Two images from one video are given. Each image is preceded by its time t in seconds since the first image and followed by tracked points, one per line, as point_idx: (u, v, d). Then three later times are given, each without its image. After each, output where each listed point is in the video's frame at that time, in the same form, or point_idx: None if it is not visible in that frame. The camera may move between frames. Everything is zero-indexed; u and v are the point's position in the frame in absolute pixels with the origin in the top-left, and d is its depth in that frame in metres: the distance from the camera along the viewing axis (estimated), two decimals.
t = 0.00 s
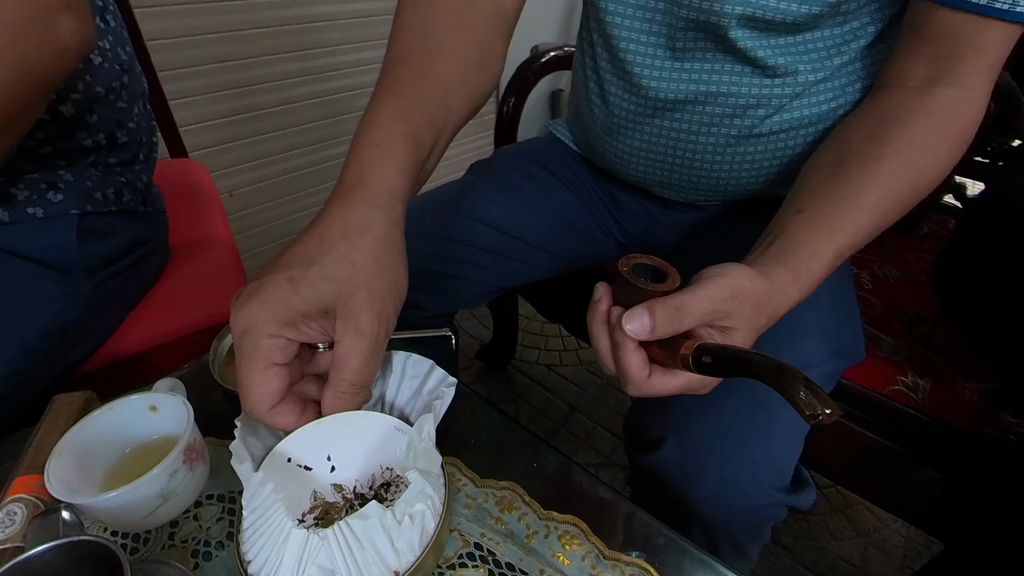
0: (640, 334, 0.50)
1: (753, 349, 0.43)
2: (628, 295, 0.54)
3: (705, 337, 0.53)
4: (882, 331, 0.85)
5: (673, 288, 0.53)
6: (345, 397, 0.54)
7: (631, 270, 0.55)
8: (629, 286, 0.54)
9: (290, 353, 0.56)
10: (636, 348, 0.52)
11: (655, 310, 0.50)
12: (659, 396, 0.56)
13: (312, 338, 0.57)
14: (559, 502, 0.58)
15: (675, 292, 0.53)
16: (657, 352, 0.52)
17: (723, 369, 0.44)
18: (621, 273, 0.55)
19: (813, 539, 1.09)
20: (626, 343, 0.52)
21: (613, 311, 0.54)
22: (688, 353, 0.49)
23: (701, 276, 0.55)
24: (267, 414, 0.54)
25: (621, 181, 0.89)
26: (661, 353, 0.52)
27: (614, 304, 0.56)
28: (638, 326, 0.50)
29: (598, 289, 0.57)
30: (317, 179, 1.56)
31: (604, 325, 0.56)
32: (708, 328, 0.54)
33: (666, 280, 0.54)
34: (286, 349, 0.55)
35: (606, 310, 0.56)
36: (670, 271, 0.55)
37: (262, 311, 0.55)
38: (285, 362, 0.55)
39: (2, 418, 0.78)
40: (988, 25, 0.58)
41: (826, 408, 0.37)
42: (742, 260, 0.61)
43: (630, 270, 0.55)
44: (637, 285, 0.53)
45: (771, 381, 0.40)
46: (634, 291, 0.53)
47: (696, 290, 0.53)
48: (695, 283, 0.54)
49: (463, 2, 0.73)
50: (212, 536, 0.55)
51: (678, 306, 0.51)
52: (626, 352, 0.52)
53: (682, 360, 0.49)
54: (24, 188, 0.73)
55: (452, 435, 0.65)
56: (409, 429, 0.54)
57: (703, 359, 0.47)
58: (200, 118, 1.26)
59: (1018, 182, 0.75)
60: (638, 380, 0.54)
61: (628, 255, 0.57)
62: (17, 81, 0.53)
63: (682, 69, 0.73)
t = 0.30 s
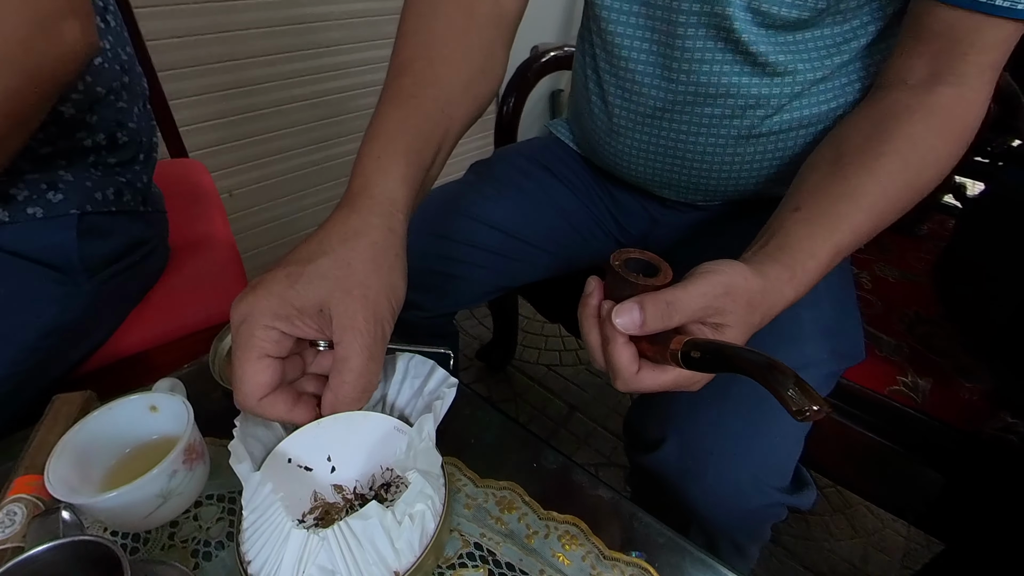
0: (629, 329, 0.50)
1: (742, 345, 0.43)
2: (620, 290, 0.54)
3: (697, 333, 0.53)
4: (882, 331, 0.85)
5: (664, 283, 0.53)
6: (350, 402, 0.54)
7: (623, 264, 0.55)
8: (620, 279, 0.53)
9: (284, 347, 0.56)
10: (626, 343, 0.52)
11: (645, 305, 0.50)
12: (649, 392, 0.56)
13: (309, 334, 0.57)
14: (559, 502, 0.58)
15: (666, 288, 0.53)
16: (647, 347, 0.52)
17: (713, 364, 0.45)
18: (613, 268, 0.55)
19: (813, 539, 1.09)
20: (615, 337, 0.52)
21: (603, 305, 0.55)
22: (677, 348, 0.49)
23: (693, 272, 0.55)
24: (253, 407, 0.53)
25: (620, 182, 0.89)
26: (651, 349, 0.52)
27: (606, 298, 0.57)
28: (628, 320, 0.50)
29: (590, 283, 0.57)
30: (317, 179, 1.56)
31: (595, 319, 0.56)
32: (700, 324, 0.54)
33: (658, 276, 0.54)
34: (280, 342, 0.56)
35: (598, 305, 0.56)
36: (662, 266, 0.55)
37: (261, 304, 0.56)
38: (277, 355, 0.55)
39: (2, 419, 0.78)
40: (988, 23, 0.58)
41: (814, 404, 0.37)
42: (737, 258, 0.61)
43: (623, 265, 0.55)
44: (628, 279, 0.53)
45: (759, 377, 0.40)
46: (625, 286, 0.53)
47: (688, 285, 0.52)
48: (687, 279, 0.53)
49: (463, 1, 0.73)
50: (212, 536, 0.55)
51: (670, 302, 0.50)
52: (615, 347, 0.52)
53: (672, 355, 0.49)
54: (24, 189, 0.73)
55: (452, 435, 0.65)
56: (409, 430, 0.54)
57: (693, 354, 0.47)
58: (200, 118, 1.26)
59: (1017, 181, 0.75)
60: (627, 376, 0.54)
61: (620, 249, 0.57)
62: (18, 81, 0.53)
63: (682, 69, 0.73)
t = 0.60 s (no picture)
0: (630, 326, 0.50)
1: (742, 342, 0.43)
2: (620, 288, 0.54)
3: (697, 331, 0.53)
4: (882, 331, 0.85)
5: (663, 280, 0.53)
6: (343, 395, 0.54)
7: (621, 262, 0.55)
8: (619, 277, 0.54)
9: (287, 341, 0.57)
10: (626, 340, 0.52)
11: (645, 302, 0.50)
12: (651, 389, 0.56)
13: (309, 330, 0.58)
14: (559, 502, 0.58)
15: (666, 285, 0.53)
16: (646, 345, 0.52)
17: (713, 362, 0.44)
18: (612, 265, 0.55)
19: (813, 539, 1.09)
20: (615, 334, 0.52)
21: (601, 303, 0.55)
22: (677, 346, 0.49)
23: (693, 270, 0.55)
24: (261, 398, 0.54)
25: (621, 182, 0.89)
26: (652, 346, 0.52)
27: (604, 296, 0.57)
28: (627, 318, 0.49)
29: (587, 280, 0.57)
30: (317, 179, 1.56)
31: (593, 316, 0.57)
32: (701, 322, 0.54)
33: (657, 273, 0.54)
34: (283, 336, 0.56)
35: (596, 302, 0.57)
36: (661, 262, 0.55)
37: (261, 299, 0.57)
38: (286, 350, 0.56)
39: (2, 419, 0.78)
40: (989, 19, 0.58)
41: (817, 401, 0.37)
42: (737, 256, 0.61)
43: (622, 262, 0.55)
44: (625, 276, 0.53)
45: (761, 374, 0.40)
46: (625, 282, 0.53)
47: (689, 283, 0.52)
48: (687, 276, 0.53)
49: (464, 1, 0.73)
50: (212, 536, 0.55)
51: (670, 299, 0.50)
52: (615, 345, 0.52)
53: (671, 353, 0.49)
54: (24, 189, 0.73)
55: (452, 435, 0.65)
56: (409, 430, 0.54)
57: (694, 352, 0.47)
58: (200, 118, 1.26)
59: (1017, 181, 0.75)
60: (626, 374, 0.54)
61: (620, 247, 0.57)
62: (18, 81, 0.53)
63: (682, 68, 0.73)
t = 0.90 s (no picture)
0: (629, 332, 0.50)
1: (743, 352, 0.43)
2: (617, 291, 0.54)
3: (696, 335, 0.54)
4: (882, 332, 0.84)
5: (661, 285, 0.53)
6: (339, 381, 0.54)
7: (619, 265, 0.55)
8: (616, 281, 0.53)
9: (282, 334, 0.57)
10: (626, 346, 0.53)
11: (644, 308, 0.50)
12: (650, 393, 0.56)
13: (303, 320, 0.58)
14: (559, 502, 0.58)
15: (665, 289, 0.53)
16: (646, 351, 0.52)
17: (714, 370, 0.44)
18: (610, 269, 0.55)
19: (813, 539, 1.09)
20: (614, 340, 0.52)
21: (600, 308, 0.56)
22: (677, 353, 0.49)
23: (691, 274, 0.55)
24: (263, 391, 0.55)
25: (621, 182, 0.89)
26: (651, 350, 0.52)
27: (601, 299, 0.57)
28: (626, 324, 0.49)
29: (585, 284, 0.58)
30: (317, 179, 1.56)
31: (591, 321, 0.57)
32: (699, 327, 0.54)
33: (655, 277, 0.54)
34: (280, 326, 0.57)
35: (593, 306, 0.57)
36: (660, 266, 0.55)
37: (252, 294, 0.57)
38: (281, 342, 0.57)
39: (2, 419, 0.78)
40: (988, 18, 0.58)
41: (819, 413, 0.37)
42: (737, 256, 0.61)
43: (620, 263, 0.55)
44: (623, 278, 0.53)
45: (761, 386, 0.40)
46: (623, 286, 0.53)
47: (689, 288, 0.52)
48: (686, 280, 0.53)
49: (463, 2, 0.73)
50: (212, 536, 0.55)
51: (669, 305, 0.50)
52: (615, 350, 0.53)
53: (671, 360, 0.49)
54: (24, 189, 0.73)
55: (452, 435, 0.65)
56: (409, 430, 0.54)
57: (694, 360, 0.47)
58: (200, 118, 1.26)
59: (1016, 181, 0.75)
60: (625, 380, 0.54)
61: (618, 250, 0.56)
62: (19, 81, 0.53)
63: (682, 69, 0.73)
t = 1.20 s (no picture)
0: (630, 334, 0.49)
1: (742, 357, 0.43)
2: (619, 293, 0.54)
3: (698, 337, 0.54)
4: (882, 332, 0.84)
5: (663, 286, 0.53)
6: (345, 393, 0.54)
7: (621, 266, 0.55)
8: (618, 282, 0.53)
9: (286, 344, 0.57)
10: (627, 348, 0.53)
11: (646, 309, 0.49)
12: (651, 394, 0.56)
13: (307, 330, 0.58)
14: (560, 502, 0.58)
15: (666, 292, 0.53)
16: (647, 352, 0.52)
17: (714, 374, 0.44)
18: (611, 270, 0.55)
19: (813, 539, 1.09)
20: (615, 342, 0.52)
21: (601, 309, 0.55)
22: (678, 355, 0.49)
23: (692, 276, 0.55)
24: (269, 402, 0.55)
25: (620, 182, 0.89)
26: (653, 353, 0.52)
27: (604, 301, 0.57)
28: (627, 325, 0.49)
29: (588, 285, 0.58)
30: (317, 179, 1.56)
31: (593, 323, 0.57)
32: (701, 328, 0.55)
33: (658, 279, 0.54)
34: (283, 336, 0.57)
35: (595, 308, 0.57)
36: (663, 268, 0.55)
37: (254, 305, 0.56)
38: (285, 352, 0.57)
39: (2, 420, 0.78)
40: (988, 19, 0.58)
41: (818, 420, 0.37)
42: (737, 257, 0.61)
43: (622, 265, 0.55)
44: (626, 280, 0.52)
45: (759, 390, 0.39)
46: (625, 288, 0.53)
47: (692, 292, 0.52)
48: (688, 282, 0.53)
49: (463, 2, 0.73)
50: (212, 536, 0.55)
51: (670, 307, 0.50)
52: (615, 352, 0.52)
53: (673, 362, 0.49)
54: (24, 188, 0.73)
55: (452, 435, 0.65)
56: (408, 430, 0.54)
57: (695, 364, 0.47)
58: (200, 118, 1.26)
59: (1016, 181, 0.75)
60: (626, 381, 0.54)
61: (620, 251, 0.56)
62: (19, 81, 0.53)
63: (682, 69, 0.73)
